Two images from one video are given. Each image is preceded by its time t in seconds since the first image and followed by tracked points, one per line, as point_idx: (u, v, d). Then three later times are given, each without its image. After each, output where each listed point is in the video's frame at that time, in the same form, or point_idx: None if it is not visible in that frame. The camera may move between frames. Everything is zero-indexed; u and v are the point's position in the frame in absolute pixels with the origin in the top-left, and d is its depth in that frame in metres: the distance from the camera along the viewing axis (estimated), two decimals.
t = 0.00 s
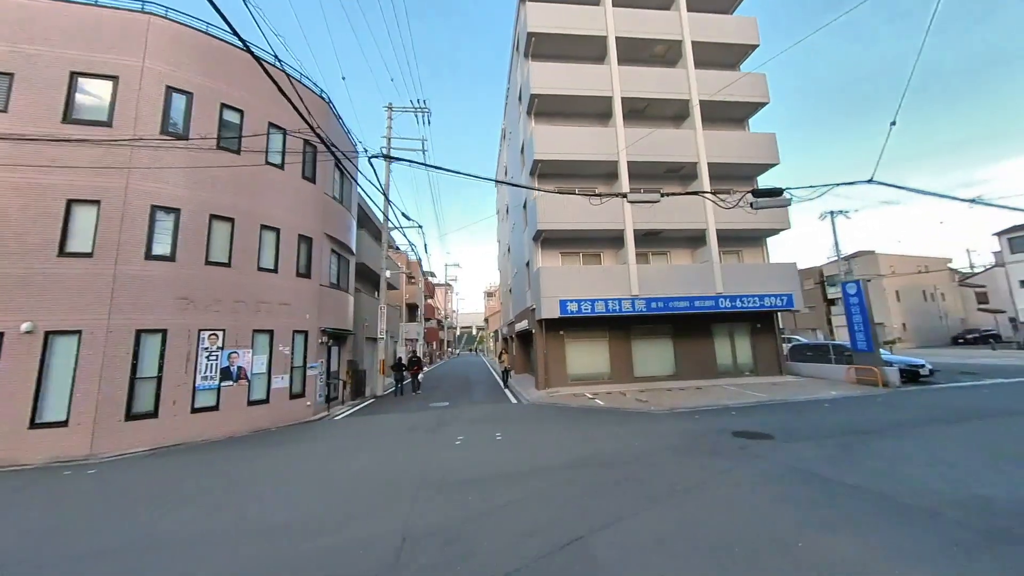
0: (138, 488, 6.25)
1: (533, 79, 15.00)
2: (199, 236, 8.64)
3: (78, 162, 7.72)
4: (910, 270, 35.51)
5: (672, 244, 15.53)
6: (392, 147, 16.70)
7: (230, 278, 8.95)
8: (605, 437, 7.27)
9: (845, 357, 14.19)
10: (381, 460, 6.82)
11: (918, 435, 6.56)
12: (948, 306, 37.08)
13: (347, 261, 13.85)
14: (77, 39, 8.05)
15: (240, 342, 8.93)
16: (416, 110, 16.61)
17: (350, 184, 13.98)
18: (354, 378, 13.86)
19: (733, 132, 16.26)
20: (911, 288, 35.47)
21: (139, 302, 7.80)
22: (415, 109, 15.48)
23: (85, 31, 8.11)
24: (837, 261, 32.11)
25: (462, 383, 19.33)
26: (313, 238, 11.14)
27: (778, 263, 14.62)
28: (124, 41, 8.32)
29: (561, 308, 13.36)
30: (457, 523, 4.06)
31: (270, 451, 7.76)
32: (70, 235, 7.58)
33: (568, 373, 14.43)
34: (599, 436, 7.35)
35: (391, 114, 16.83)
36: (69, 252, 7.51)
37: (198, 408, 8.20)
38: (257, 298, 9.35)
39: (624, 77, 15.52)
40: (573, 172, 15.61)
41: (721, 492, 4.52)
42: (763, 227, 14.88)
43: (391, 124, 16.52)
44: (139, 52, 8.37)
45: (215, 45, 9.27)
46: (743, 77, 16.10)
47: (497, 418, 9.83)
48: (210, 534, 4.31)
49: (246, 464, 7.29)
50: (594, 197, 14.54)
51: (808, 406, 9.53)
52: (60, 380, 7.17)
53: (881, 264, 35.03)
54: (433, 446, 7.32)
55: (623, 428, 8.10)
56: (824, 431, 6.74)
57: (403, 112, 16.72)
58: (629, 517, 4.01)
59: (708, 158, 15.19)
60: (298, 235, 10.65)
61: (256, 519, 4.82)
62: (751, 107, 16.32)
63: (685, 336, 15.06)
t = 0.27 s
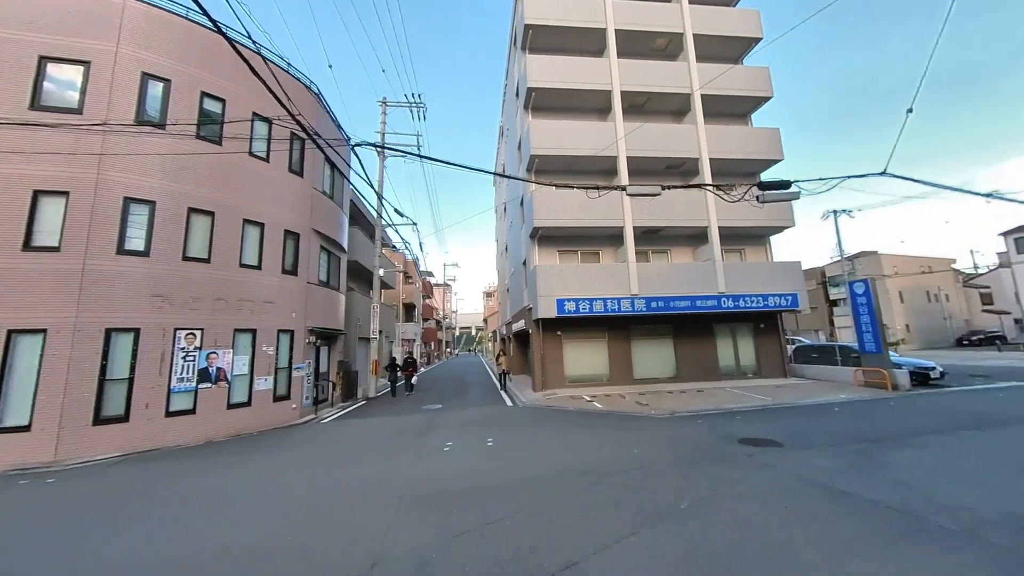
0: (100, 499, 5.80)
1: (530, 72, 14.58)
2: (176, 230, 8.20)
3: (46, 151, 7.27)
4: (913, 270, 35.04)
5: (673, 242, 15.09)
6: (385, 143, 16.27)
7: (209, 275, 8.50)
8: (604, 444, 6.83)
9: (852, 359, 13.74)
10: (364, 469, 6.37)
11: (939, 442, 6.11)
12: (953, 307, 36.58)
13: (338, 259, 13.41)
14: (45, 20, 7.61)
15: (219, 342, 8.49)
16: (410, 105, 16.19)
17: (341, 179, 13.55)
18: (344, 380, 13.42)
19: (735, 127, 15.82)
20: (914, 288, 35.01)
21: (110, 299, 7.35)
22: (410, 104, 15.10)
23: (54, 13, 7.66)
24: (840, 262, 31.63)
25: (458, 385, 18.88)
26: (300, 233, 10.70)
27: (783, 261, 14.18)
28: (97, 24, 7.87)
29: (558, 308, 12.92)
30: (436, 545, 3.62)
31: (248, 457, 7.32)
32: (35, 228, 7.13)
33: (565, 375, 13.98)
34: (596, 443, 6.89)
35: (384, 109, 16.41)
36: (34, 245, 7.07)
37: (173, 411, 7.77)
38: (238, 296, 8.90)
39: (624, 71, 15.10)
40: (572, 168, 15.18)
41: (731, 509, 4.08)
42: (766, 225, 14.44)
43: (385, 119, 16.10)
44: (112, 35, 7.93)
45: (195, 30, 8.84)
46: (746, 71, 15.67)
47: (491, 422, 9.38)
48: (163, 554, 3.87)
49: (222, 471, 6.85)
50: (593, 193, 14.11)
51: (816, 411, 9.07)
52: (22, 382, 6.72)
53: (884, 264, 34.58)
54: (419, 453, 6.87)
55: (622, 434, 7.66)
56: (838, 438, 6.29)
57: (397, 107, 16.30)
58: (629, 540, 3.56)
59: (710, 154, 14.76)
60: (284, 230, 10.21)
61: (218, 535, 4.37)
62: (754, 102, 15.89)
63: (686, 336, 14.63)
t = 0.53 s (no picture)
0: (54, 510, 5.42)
1: (525, 65, 14.19)
2: (150, 225, 7.79)
3: (7, 140, 6.85)
4: (915, 270, 34.68)
5: (671, 241, 14.70)
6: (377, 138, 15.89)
7: (184, 272, 8.11)
8: (595, 451, 6.44)
9: (855, 361, 13.34)
10: (340, 477, 5.98)
11: (952, 449, 5.72)
12: (954, 307, 36.20)
13: (326, 256, 13.02)
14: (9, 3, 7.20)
15: (195, 342, 8.10)
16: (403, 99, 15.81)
17: (329, 174, 13.16)
18: (332, 381, 13.02)
19: (736, 122, 15.44)
20: (916, 289, 34.64)
21: (76, 298, 6.93)
22: (402, 98, 14.72)
23: None
24: (842, 261, 31.24)
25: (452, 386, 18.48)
26: (284, 229, 10.31)
27: (784, 260, 13.80)
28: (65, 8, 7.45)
29: (553, 307, 12.52)
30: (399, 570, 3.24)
31: (220, 463, 6.92)
32: None
33: (560, 377, 13.59)
34: (587, 449, 6.52)
35: (376, 104, 16.03)
36: None
37: (144, 415, 7.37)
38: (216, 295, 8.52)
39: (621, 64, 14.72)
40: (567, 164, 14.80)
41: (731, 527, 3.68)
42: (767, 222, 14.07)
43: (376, 114, 15.72)
44: (81, 20, 7.53)
45: (171, 17, 8.47)
46: (747, 65, 15.29)
47: (480, 425, 8.99)
48: None
49: (191, 479, 6.46)
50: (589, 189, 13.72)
51: (819, 415, 8.69)
52: None
53: (885, 264, 34.19)
54: (400, 460, 6.50)
55: (616, 439, 7.26)
56: (844, 445, 5.90)
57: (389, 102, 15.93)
58: (614, 565, 3.18)
59: (709, 149, 14.39)
60: (266, 226, 9.83)
61: (168, 553, 3.97)
62: (754, 96, 15.51)
63: (685, 337, 14.24)
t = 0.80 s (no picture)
0: None
1: (519, 59, 13.80)
2: (119, 220, 7.38)
3: None
4: (916, 271, 34.32)
5: (668, 239, 14.30)
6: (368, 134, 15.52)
7: (156, 270, 7.72)
8: (585, 460, 6.05)
9: (858, 363, 12.94)
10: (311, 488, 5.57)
11: (967, 460, 5.31)
12: (956, 308, 35.81)
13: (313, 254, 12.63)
14: None
15: (167, 344, 7.71)
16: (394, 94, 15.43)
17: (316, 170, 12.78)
18: (319, 383, 12.61)
19: (735, 118, 15.07)
20: (917, 290, 34.26)
21: (36, 296, 6.52)
22: (393, 93, 14.34)
23: None
24: (842, 262, 30.86)
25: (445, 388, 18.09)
26: (265, 225, 9.91)
27: (784, 260, 13.42)
28: None
29: (546, 307, 12.14)
30: None
31: (188, 471, 6.53)
32: None
33: (554, 378, 13.21)
34: (575, 458, 6.14)
35: (367, 99, 15.66)
36: None
37: (110, 420, 6.98)
38: (190, 294, 8.13)
39: (618, 58, 14.34)
40: (562, 161, 14.42)
41: (730, 552, 3.28)
42: (767, 220, 13.70)
43: (367, 109, 15.35)
44: (47, 3, 7.07)
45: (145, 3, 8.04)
46: (746, 59, 14.92)
47: (467, 431, 8.60)
48: None
49: (154, 490, 6.06)
50: (584, 186, 13.33)
51: (821, 421, 8.30)
52: None
53: (887, 264, 33.82)
54: (377, 469, 6.11)
55: (608, 447, 6.86)
56: (850, 455, 5.50)
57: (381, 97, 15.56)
58: None
59: (708, 146, 14.02)
60: (246, 223, 9.44)
61: None
62: (754, 92, 15.15)
63: (683, 338, 13.87)
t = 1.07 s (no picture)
0: None
1: (513, 50, 13.40)
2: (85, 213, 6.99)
3: None
4: (917, 271, 33.94)
5: (667, 236, 13.90)
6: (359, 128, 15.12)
7: (126, 265, 7.33)
8: (575, 467, 5.67)
9: (862, 364, 12.56)
10: (279, 497, 5.19)
11: (984, 470, 4.92)
12: (957, 309, 35.44)
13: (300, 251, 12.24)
14: None
15: (137, 343, 7.32)
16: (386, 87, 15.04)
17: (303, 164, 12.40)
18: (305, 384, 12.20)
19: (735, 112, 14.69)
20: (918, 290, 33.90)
21: None
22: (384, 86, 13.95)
23: None
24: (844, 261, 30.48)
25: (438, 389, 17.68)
26: (246, 220, 9.52)
27: (785, 257, 13.03)
28: None
29: (540, 305, 11.75)
30: None
31: (153, 478, 6.14)
32: None
33: (548, 379, 12.82)
34: (564, 464, 5.75)
35: (358, 92, 15.26)
36: None
37: (72, 424, 6.60)
38: (163, 290, 7.74)
39: (615, 49, 13.94)
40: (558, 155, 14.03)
41: None
42: (767, 217, 13.32)
43: (358, 103, 14.94)
44: None
45: None
46: (747, 52, 14.54)
47: (454, 434, 8.21)
48: None
49: (114, 498, 5.67)
50: (580, 181, 12.94)
51: (825, 425, 7.91)
52: None
53: (888, 264, 33.45)
54: (352, 476, 5.73)
55: (600, 452, 6.48)
56: (858, 462, 5.12)
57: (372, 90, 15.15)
58: None
59: (707, 140, 13.64)
60: (226, 216, 9.05)
61: None
62: (755, 86, 14.77)
63: (681, 338, 13.49)
